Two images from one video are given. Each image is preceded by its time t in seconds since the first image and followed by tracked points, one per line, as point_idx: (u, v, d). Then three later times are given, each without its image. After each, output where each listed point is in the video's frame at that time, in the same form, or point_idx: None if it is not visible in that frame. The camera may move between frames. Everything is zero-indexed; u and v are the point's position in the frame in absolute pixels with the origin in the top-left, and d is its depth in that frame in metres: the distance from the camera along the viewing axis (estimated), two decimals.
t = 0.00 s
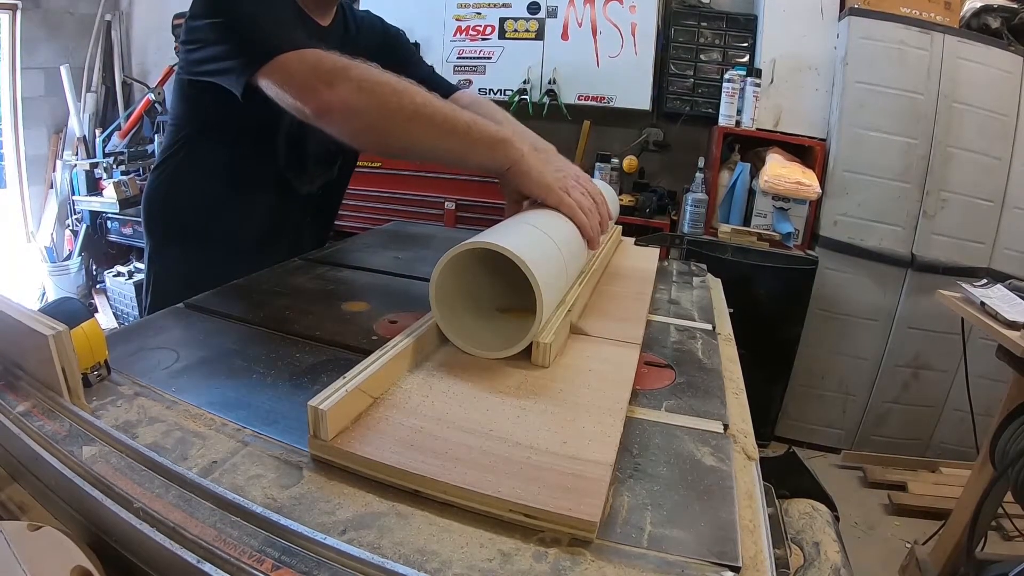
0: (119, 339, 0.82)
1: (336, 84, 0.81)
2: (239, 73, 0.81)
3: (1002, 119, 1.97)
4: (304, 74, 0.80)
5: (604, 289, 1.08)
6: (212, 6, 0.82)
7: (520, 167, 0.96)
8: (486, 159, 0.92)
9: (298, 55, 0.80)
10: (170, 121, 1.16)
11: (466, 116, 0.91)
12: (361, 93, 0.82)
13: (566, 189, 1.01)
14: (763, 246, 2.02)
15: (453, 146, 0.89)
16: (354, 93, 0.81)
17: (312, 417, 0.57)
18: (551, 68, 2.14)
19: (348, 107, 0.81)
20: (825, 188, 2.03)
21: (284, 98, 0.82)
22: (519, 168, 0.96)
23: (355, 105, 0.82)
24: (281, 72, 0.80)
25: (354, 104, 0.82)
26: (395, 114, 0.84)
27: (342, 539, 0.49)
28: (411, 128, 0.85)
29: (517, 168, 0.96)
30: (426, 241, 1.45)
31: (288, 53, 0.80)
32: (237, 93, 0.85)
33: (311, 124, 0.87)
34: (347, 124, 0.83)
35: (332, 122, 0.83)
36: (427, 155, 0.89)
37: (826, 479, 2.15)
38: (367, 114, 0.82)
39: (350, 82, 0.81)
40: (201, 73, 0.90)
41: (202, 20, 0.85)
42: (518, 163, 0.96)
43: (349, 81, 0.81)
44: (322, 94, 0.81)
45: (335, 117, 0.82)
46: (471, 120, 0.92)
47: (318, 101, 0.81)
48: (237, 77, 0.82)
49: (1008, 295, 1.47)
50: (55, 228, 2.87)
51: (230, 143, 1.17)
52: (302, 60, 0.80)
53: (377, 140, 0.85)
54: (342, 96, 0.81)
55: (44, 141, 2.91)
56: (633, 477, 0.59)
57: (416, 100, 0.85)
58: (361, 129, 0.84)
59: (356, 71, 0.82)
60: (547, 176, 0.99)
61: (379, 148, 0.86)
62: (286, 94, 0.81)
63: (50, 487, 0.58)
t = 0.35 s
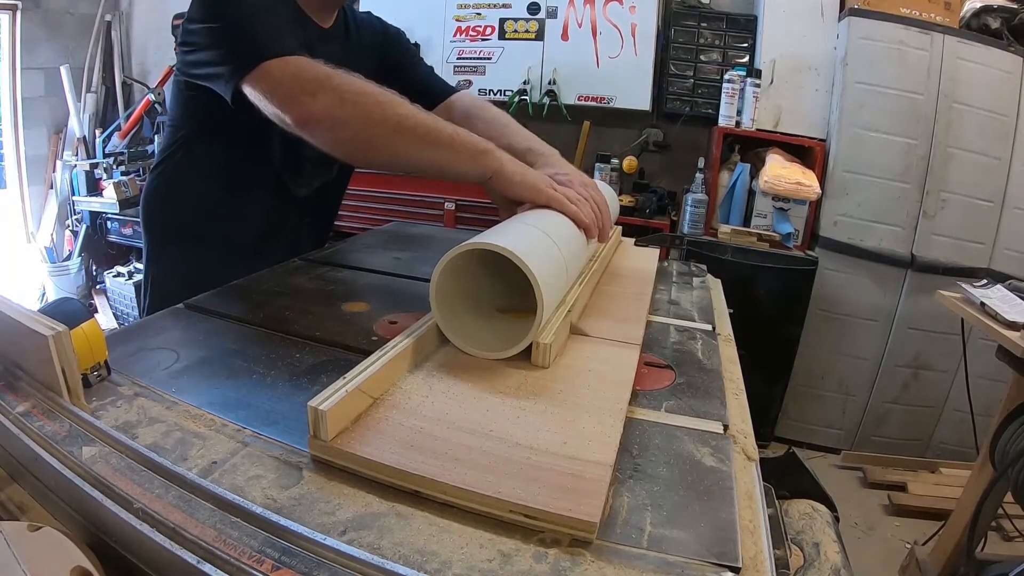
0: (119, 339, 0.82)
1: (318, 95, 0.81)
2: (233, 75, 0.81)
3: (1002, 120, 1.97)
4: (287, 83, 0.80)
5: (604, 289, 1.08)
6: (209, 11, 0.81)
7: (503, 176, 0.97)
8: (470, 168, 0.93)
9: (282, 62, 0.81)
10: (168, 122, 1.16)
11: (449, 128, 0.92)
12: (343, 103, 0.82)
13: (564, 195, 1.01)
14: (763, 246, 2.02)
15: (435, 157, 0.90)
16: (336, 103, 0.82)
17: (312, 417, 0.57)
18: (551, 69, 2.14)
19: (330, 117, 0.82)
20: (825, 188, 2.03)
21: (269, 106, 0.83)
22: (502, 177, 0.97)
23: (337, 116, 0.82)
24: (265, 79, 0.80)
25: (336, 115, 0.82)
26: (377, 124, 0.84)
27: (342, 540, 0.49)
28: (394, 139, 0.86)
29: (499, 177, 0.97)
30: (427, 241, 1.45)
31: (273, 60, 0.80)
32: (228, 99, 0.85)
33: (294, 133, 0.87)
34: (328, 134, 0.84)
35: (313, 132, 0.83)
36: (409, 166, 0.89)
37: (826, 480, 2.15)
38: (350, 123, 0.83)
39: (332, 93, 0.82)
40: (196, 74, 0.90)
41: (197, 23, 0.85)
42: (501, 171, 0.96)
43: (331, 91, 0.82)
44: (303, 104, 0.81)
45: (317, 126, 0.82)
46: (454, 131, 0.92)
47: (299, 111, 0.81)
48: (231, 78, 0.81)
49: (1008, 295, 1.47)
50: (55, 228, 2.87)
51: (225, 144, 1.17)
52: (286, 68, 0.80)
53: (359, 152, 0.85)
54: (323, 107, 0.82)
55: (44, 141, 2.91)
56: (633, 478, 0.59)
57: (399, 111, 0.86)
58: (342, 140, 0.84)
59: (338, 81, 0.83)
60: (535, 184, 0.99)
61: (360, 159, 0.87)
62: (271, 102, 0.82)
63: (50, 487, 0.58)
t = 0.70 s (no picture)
0: (120, 338, 0.82)
1: (354, 70, 0.79)
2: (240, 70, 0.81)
3: (1002, 119, 1.97)
4: (320, 62, 0.78)
5: (604, 290, 1.08)
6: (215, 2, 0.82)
7: (535, 165, 0.98)
8: (501, 152, 0.94)
9: (311, 45, 0.79)
10: (167, 122, 1.16)
11: (477, 108, 0.91)
12: (379, 79, 0.80)
13: (566, 189, 1.02)
14: (763, 246, 2.03)
15: (467, 137, 0.89)
16: (373, 79, 0.80)
17: (312, 417, 0.57)
18: (551, 68, 2.14)
19: (366, 94, 0.80)
20: (825, 188, 2.03)
21: (296, 90, 0.80)
22: (535, 164, 0.98)
23: (373, 92, 0.80)
24: (296, 60, 0.78)
25: (373, 89, 0.80)
26: (411, 102, 0.83)
27: (342, 540, 0.49)
28: (428, 116, 0.84)
29: (531, 163, 0.97)
30: (427, 241, 1.45)
31: (300, 44, 0.78)
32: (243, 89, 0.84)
33: (321, 115, 0.84)
34: (364, 111, 0.80)
35: (348, 111, 0.80)
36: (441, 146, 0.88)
37: (825, 479, 2.15)
38: (385, 100, 0.81)
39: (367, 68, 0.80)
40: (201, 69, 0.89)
41: (204, 16, 0.85)
42: (532, 159, 0.97)
43: (366, 67, 0.80)
44: (339, 80, 0.79)
45: (352, 104, 0.80)
46: (481, 112, 0.92)
47: (335, 87, 0.79)
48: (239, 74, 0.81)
49: (1008, 295, 1.47)
50: (55, 228, 2.87)
51: (231, 139, 1.16)
52: (316, 49, 0.79)
53: (395, 129, 0.83)
54: (360, 82, 0.79)
55: (44, 141, 2.91)
56: (633, 478, 0.59)
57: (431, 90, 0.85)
58: (378, 116, 0.81)
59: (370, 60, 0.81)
60: (553, 173, 1.00)
61: (396, 138, 0.84)
62: (300, 84, 0.79)
63: (50, 487, 0.58)
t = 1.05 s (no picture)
0: (119, 339, 0.82)
1: (333, 88, 0.82)
2: (236, 74, 0.81)
3: (1002, 120, 1.97)
4: (300, 79, 0.80)
5: (604, 290, 1.08)
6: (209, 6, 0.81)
7: (518, 171, 0.97)
8: (484, 161, 0.94)
9: (295, 58, 0.81)
10: (166, 123, 1.16)
11: (460, 117, 0.93)
12: (357, 97, 0.83)
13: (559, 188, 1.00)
14: (763, 246, 2.03)
15: (448, 148, 0.91)
16: (351, 96, 0.83)
17: (312, 418, 0.57)
18: (551, 68, 2.14)
19: (344, 111, 0.83)
20: (825, 189, 2.03)
21: (279, 102, 0.83)
22: (517, 169, 0.97)
23: (352, 108, 0.83)
24: (278, 74, 0.80)
25: (351, 107, 0.83)
26: (391, 117, 0.85)
27: (342, 540, 0.49)
28: (408, 129, 0.87)
29: (515, 169, 0.97)
30: (427, 241, 1.46)
31: (283, 56, 0.80)
32: (233, 94, 0.85)
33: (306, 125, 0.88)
34: (343, 127, 0.84)
35: (328, 125, 0.84)
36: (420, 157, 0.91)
37: (826, 479, 2.15)
38: (365, 116, 0.84)
39: (347, 86, 0.83)
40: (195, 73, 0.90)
41: (197, 21, 0.85)
42: (514, 165, 0.96)
43: (346, 84, 0.83)
44: (318, 98, 0.82)
45: (332, 120, 0.83)
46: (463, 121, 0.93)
47: (314, 105, 0.82)
48: (235, 77, 0.81)
49: (1008, 295, 1.47)
50: (55, 229, 2.87)
51: (229, 141, 1.17)
52: (299, 63, 0.80)
53: (374, 142, 0.87)
54: (338, 100, 0.82)
55: (44, 141, 2.91)
56: (633, 478, 0.59)
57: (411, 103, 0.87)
58: (356, 132, 0.85)
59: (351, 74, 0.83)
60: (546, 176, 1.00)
61: (375, 150, 0.88)
62: (282, 97, 0.82)
63: (50, 487, 0.58)
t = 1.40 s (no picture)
0: (119, 339, 0.82)
1: (315, 100, 0.82)
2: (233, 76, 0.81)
3: (1002, 120, 1.97)
4: (283, 90, 0.80)
5: (604, 290, 1.08)
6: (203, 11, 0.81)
7: (501, 180, 0.97)
8: (469, 173, 0.93)
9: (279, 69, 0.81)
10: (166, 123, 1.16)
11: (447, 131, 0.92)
12: (339, 110, 0.82)
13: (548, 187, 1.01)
14: (763, 247, 2.03)
15: (432, 162, 0.90)
16: (333, 110, 0.82)
17: (312, 418, 0.57)
18: (551, 69, 2.14)
19: (326, 124, 0.82)
20: (825, 189, 2.03)
21: (265, 111, 0.83)
22: (499, 180, 0.97)
23: (336, 121, 0.83)
24: (262, 83, 0.80)
25: (333, 120, 0.82)
26: (374, 131, 0.84)
27: (342, 540, 0.49)
28: (394, 143, 0.86)
29: (497, 180, 0.97)
30: (427, 242, 1.46)
31: (266, 68, 0.80)
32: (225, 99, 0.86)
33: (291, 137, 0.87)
34: (325, 140, 0.84)
35: (313, 137, 0.84)
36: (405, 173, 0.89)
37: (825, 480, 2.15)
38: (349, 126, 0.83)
39: (329, 99, 0.82)
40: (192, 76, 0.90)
41: (193, 25, 0.84)
42: (498, 175, 0.96)
43: (329, 97, 0.82)
44: (299, 110, 0.81)
45: (314, 133, 0.83)
46: (450, 134, 0.92)
47: (296, 117, 0.82)
48: (232, 82, 0.81)
49: (1008, 296, 1.47)
50: (55, 229, 2.87)
51: (227, 142, 1.17)
52: (282, 73, 0.80)
53: (356, 157, 0.86)
54: (319, 113, 0.82)
55: (44, 141, 2.91)
56: (633, 478, 0.59)
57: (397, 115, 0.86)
58: (339, 145, 0.84)
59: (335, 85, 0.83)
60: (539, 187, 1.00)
61: (358, 164, 0.87)
62: (266, 107, 0.82)
63: (49, 487, 0.58)
